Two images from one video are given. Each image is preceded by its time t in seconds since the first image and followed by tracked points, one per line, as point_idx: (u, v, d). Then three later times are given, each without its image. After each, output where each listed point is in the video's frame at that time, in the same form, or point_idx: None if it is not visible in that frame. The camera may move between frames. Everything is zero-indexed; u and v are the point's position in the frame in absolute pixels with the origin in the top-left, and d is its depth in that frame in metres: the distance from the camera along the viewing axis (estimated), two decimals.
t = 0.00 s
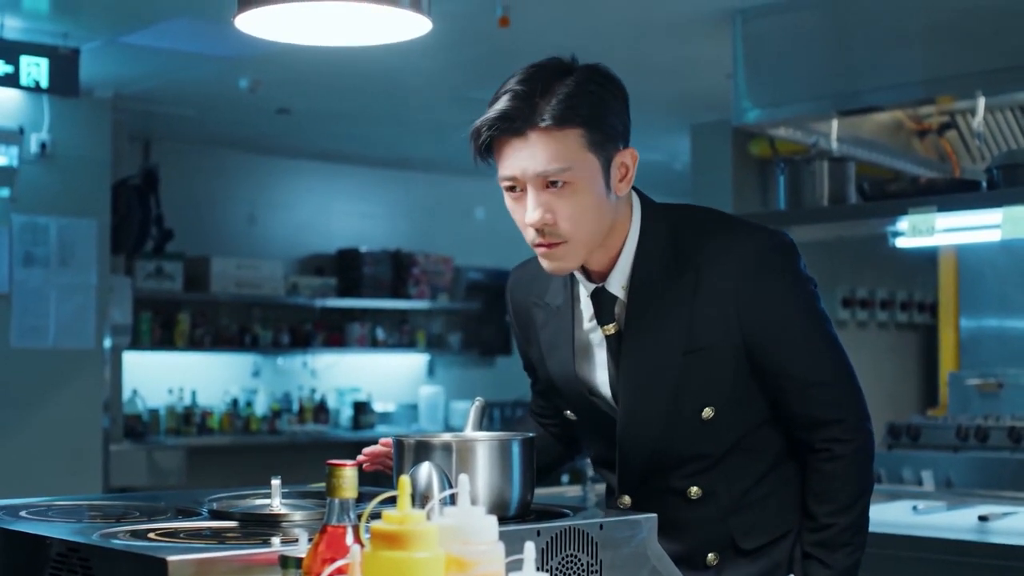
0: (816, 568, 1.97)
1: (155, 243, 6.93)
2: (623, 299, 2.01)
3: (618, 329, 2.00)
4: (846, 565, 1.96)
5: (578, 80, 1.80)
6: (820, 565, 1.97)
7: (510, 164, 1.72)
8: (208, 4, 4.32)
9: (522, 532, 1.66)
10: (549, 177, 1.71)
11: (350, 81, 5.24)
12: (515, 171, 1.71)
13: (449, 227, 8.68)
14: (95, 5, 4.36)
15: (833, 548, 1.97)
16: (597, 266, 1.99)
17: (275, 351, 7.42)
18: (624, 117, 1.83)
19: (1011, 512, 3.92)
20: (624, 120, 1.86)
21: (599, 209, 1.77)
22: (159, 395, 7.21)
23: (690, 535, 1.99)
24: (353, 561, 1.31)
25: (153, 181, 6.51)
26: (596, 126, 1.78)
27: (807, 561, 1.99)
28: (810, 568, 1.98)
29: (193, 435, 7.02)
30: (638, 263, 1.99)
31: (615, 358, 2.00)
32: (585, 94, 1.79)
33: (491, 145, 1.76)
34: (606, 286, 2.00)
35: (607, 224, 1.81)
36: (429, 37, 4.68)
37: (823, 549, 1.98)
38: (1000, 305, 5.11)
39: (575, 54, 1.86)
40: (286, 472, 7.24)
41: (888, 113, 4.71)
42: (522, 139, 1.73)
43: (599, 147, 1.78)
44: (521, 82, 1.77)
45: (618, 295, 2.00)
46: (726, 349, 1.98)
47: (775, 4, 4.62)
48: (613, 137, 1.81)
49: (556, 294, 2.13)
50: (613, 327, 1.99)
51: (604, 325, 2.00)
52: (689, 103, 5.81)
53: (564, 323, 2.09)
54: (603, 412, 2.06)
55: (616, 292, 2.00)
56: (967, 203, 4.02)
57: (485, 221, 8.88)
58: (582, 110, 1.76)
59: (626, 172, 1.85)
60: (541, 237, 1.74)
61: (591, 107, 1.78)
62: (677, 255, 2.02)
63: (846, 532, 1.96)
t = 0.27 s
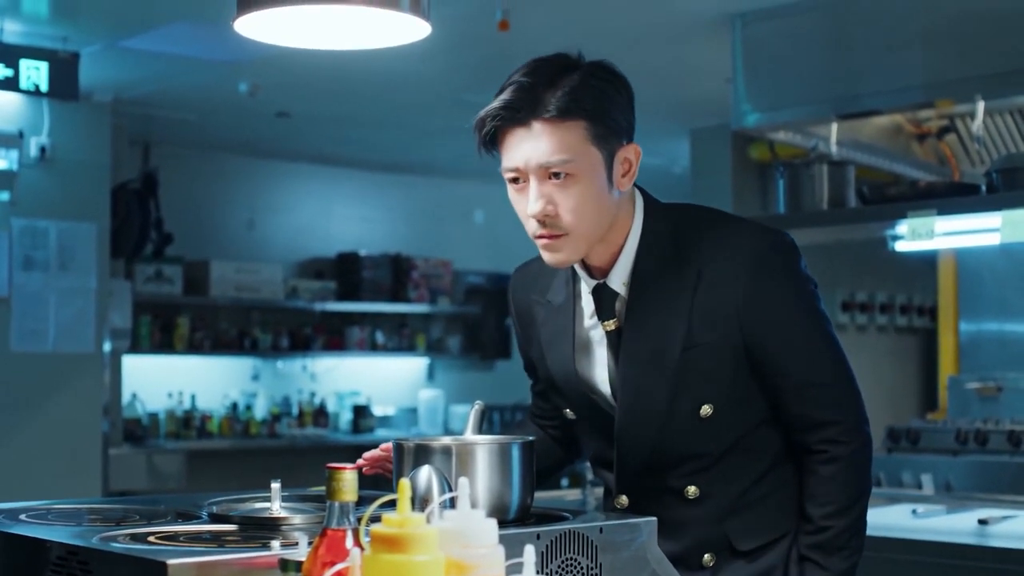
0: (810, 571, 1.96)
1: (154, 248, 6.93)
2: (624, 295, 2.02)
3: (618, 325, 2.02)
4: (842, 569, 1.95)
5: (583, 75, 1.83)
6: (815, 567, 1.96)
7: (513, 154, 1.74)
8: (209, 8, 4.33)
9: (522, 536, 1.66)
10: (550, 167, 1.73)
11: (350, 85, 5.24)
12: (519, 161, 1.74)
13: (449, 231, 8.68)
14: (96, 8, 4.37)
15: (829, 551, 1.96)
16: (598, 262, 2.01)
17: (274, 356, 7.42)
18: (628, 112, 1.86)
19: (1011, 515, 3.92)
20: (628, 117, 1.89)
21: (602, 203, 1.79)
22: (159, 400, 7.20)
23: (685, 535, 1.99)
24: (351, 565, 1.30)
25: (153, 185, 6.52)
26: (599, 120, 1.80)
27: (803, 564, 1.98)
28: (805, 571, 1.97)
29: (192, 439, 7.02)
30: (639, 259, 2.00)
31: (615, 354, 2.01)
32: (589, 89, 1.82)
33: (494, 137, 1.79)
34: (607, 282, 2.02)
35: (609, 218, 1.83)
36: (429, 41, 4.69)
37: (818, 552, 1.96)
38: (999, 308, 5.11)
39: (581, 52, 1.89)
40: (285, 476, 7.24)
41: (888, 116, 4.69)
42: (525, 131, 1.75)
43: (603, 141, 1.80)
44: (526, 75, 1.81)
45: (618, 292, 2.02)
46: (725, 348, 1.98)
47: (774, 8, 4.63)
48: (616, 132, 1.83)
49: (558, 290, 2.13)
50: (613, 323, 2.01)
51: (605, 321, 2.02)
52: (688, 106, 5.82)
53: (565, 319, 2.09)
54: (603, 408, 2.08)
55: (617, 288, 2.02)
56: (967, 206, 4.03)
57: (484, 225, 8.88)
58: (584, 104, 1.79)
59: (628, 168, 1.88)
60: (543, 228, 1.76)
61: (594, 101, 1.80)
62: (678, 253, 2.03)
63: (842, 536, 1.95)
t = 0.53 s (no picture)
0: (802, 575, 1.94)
1: (153, 254, 6.93)
2: (627, 295, 2.04)
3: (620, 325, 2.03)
4: None
5: (598, 74, 1.88)
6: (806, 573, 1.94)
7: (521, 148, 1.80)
8: (209, 14, 4.34)
9: (520, 544, 1.66)
10: (555, 166, 1.79)
11: (349, 92, 5.24)
12: (526, 156, 1.80)
13: (448, 237, 8.68)
14: (94, 15, 4.37)
15: (822, 558, 1.94)
16: (601, 261, 2.03)
17: (273, 362, 7.42)
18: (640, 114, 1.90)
19: (1010, 523, 3.92)
20: (641, 118, 1.93)
21: (606, 202, 1.84)
22: (158, 406, 7.20)
23: (677, 540, 1.99)
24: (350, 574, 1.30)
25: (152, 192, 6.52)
26: (609, 120, 1.85)
27: (795, 570, 1.96)
28: None
29: (191, 446, 7.03)
30: (643, 260, 2.02)
31: (615, 353, 2.02)
32: (602, 89, 1.87)
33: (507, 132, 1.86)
34: (610, 281, 2.03)
35: (614, 218, 1.88)
36: (427, 49, 4.69)
37: (811, 558, 1.94)
38: (999, 315, 5.10)
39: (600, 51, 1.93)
40: (284, 482, 7.24)
41: (887, 124, 4.69)
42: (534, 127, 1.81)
43: (611, 141, 1.85)
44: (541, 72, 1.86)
45: (621, 291, 2.03)
46: (723, 350, 1.98)
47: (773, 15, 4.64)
48: (625, 133, 1.88)
49: (562, 289, 2.14)
50: (614, 321, 2.02)
51: (606, 320, 2.03)
52: (687, 114, 5.82)
53: (568, 318, 2.10)
54: (601, 408, 2.08)
55: (620, 288, 2.03)
56: (965, 214, 4.04)
57: (483, 232, 8.88)
58: (595, 104, 1.84)
59: (636, 169, 1.92)
60: (547, 223, 1.81)
61: (606, 102, 1.85)
62: (681, 256, 2.03)
63: (835, 543, 1.93)
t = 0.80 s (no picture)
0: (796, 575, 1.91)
1: (148, 258, 6.93)
2: (633, 293, 2.00)
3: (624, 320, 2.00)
4: None
5: (614, 78, 1.83)
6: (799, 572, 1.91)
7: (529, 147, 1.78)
8: (204, 19, 4.34)
9: (515, 550, 1.65)
10: (562, 167, 1.77)
11: (344, 98, 5.24)
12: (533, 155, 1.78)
13: (444, 242, 8.68)
14: (88, 20, 4.37)
15: (818, 559, 1.92)
16: (608, 256, 2.00)
17: (268, 366, 7.42)
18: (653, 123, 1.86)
19: (1004, 529, 3.92)
20: (654, 124, 1.89)
21: (608, 208, 1.81)
22: (153, 411, 7.20)
23: (670, 538, 1.97)
24: None
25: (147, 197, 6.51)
26: (621, 126, 1.82)
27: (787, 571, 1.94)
28: None
29: (185, 451, 7.02)
30: (653, 256, 2.00)
31: (620, 347, 1.99)
32: (617, 93, 1.83)
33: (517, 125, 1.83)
34: (618, 277, 2.00)
35: (616, 223, 1.86)
36: (422, 56, 4.69)
37: (807, 558, 1.92)
38: (994, 321, 5.10)
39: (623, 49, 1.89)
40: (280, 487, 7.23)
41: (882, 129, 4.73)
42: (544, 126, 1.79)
43: (620, 148, 1.82)
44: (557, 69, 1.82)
45: (629, 287, 2.00)
46: (727, 348, 1.96)
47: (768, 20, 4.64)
48: (636, 140, 1.84)
49: (569, 284, 2.09)
50: (619, 316, 1.99)
51: (611, 313, 2.00)
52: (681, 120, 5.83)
53: (571, 312, 2.04)
54: (602, 404, 2.01)
55: (627, 284, 2.00)
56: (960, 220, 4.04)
57: (479, 236, 8.88)
58: (607, 108, 1.80)
59: (644, 174, 1.89)
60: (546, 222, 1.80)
61: (619, 106, 1.82)
62: (687, 254, 2.01)
63: (831, 544, 1.91)
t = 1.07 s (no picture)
0: None
1: (143, 261, 6.93)
2: (652, 285, 1.93)
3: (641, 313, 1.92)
4: None
5: (642, 72, 1.76)
6: None
7: (552, 142, 1.72)
8: (199, 21, 4.34)
9: (510, 552, 1.65)
10: (586, 163, 1.71)
11: (339, 100, 5.24)
12: (556, 150, 1.72)
13: (440, 244, 8.68)
14: (83, 23, 4.38)
15: (827, 565, 1.83)
16: (629, 248, 1.92)
17: (263, 369, 7.42)
18: (679, 120, 1.79)
19: (999, 531, 3.93)
20: (682, 120, 1.82)
21: (631, 203, 1.76)
22: (147, 413, 7.19)
23: (674, 535, 1.89)
24: None
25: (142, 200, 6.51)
26: (647, 122, 1.75)
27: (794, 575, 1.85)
28: None
29: (180, 453, 7.04)
30: (676, 251, 1.92)
31: (634, 341, 1.91)
32: (644, 88, 1.76)
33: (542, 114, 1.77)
34: (637, 269, 1.93)
35: (639, 219, 1.80)
36: (418, 58, 4.70)
37: (814, 562, 1.83)
38: (986, 320, 5.03)
39: (653, 42, 1.81)
40: (275, 489, 7.23)
41: (876, 132, 4.76)
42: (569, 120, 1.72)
43: (646, 144, 1.76)
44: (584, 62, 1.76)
45: (647, 280, 1.92)
46: (742, 345, 1.88)
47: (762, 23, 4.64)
48: (662, 136, 1.78)
49: (587, 277, 2.01)
50: (637, 309, 1.91)
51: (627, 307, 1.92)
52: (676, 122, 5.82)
53: (587, 304, 1.97)
54: (617, 397, 1.92)
55: (647, 277, 1.93)
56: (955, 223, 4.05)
57: (473, 239, 8.87)
58: (635, 105, 1.74)
59: (670, 171, 1.82)
60: (569, 217, 1.75)
61: (648, 102, 1.76)
62: (707, 248, 1.93)
63: (841, 551, 1.82)
